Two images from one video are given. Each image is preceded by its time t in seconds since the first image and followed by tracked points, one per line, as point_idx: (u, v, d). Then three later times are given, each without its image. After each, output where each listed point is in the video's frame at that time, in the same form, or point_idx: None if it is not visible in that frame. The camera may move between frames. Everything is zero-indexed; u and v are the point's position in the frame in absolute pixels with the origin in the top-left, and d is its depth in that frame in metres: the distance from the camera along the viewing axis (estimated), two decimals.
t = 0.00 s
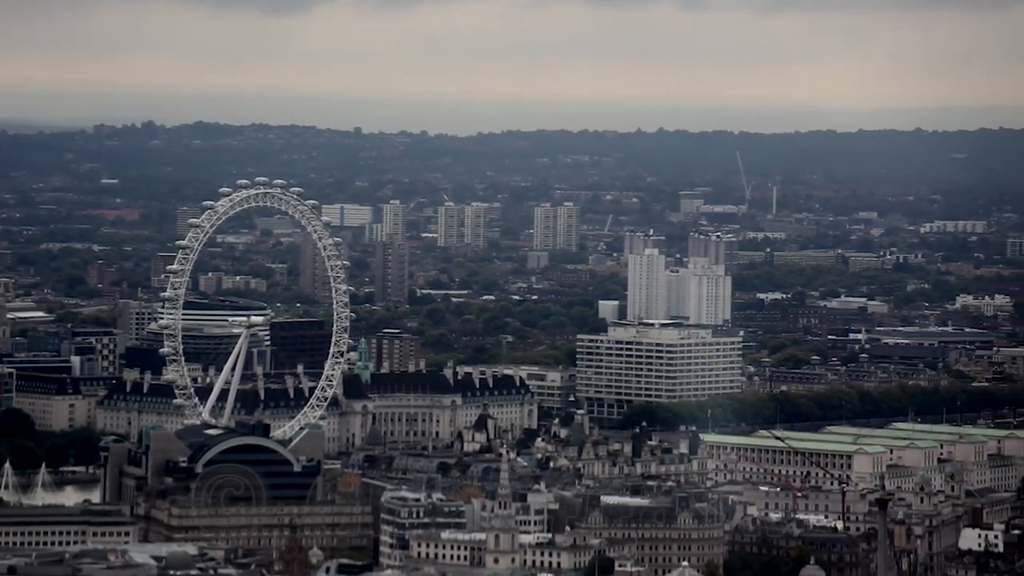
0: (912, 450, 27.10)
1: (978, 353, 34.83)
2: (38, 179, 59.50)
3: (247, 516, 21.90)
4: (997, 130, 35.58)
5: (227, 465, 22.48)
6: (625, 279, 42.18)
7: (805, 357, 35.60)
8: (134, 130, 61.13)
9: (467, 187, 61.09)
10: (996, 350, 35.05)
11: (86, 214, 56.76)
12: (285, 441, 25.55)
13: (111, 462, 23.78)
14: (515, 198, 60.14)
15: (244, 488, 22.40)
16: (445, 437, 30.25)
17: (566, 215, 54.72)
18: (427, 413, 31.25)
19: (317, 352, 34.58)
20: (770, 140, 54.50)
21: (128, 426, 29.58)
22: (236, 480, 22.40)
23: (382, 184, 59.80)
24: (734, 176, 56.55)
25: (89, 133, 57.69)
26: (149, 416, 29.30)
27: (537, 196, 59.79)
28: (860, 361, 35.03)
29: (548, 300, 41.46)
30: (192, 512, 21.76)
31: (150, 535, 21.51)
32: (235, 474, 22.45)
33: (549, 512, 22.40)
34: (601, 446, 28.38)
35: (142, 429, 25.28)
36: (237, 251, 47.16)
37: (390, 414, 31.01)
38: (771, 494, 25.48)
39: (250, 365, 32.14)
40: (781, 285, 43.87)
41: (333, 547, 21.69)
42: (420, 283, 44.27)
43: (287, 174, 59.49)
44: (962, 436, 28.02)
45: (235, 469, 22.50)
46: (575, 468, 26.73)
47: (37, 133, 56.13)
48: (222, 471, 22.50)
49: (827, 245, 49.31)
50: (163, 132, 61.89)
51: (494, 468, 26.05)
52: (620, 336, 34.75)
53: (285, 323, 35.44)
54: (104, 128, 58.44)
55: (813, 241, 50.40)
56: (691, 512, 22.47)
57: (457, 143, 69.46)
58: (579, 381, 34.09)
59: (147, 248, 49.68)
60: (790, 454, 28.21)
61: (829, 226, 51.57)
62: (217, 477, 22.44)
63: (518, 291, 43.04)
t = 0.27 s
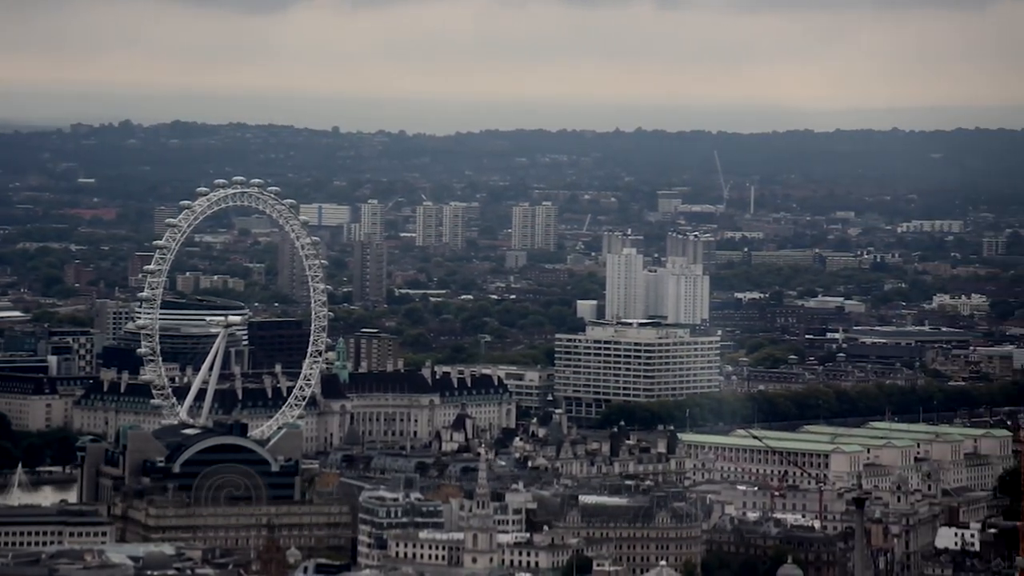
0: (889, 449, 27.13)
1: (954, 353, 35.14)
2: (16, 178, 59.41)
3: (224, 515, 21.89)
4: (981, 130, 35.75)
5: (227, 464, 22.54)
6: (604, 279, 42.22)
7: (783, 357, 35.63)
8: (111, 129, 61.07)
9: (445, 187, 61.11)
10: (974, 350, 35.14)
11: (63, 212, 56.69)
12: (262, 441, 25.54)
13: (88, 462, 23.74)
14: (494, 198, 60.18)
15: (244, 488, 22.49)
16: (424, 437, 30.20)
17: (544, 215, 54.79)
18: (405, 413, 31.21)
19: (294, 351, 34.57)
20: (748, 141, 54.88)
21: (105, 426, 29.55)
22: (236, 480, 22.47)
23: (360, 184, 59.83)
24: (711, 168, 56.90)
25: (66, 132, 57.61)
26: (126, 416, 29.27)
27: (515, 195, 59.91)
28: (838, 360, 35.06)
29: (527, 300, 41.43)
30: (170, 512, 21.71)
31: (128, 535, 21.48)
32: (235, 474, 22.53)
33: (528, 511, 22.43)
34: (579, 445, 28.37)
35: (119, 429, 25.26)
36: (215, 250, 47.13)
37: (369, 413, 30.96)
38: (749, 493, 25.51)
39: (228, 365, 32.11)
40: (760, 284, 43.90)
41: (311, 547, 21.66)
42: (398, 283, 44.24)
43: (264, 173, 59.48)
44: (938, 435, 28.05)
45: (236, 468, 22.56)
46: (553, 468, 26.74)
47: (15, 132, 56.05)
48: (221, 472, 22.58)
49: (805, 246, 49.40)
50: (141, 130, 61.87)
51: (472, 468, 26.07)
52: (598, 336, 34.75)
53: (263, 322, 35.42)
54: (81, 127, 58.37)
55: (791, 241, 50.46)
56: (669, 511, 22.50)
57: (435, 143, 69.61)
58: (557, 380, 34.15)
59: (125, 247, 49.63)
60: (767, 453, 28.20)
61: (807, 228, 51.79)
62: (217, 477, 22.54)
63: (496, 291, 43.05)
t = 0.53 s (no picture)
0: (867, 449, 27.14)
1: (930, 353, 35.31)
2: None
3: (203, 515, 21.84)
4: (963, 131, 35.87)
5: (227, 465, 22.63)
6: (583, 278, 42.26)
7: (761, 356, 35.66)
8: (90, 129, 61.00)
9: (423, 186, 61.12)
10: (951, 350, 35.23)
11: (41, 212, 56.60)
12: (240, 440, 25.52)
13: (65, 461, 23.72)
14: (472, 197, 60.23)
15: (243, 488, 22.59)
16: (403, 437, 30.18)
17: (522, 215, 54.84)
18: (384, 412, 31.19)
19: (272, 351, 34.54)
20: (728, 141, 55.28)
21: (83, 426, 29.53)
22: (235, 480, 22.58)
23: (339, 182, 59.77)
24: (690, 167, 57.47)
25: (43, 132, 57.52)
26: (104, 416, 29.24)
27: (494, 194, 60.01)
28: (816, 360, 35.09)
29: (506, 300, 41.43)
30: (147, 511, 21.67)
31: (106, 535, 21.45)
32: (235, 474, 22.64)
33: (508, 510, 22.44)
34: (558, 444, 28.36)
35: (96, 429, 25.22)
36: (193, 250, 47.11)
37: (347, 413, 30.89)
38: (728, 492, 25.53)
39: (206, 364, 32.08)
40: (738, 283, 43.91)
41: (289, 547, 21.62)
42: (377, 283, 44.23)
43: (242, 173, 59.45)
44: (916, 434, 28.06)
45: (235, 469, 22.70)
46: (532, 467, 26.74)
47: None
48: (222, 472, 22.67)
49: (784, 245, 49.49)
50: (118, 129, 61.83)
51: (451, 467, 26.07)
52: (576, 335, 34.73)
53: (241, 322, 35.40)
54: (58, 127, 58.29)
55: (769, 240, 50.52)
56: (647, 510, 22.53)
57: (413, 142, 69.75)
58: (536, 380, 34.10)
59: (103, 247, 49.57)
60: (745, 452, 28.17)
61: (785, 228, 51.91)
62: (217, 477, 22.56)
63: (475, 290, 43.06)
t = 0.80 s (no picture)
0: (842, 448, 27.16)
1: (905, 354, 35.37)
2: None
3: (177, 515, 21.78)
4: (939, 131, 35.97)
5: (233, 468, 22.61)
6: (559, 278, 42.28)
7: (737, 355, 35.68)
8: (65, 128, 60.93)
9: (400, 186, 61.16)
10: (926, 350, 35.30)
11: (16, 211, 56.51)
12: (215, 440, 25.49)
13: (39, 461, 23.69)
14: (449, 196, 60.28)
15: (243, 488, 22.53)
16: (378, 436, 30.17)
17: (499, 214, 54.90)
18: (360, 412, 31.17)
19: (247, 351, 34.53)
20: (704, 141, 55.74)
21: (57, 426, 29.49)
22: (235, 481, 22.52)
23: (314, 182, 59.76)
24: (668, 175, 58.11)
25: (19, 132, 57.44)
26: (78, 416, 29.20)
27: (470, 193, 60.12)
28: (791, 359, 35.14)
29: (482, 299, 41.46)
30: (122, 511, 21.63)
31: (81, 534, 21.41)
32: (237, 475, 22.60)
33: (484, 510, 22.42)
34: (535, 443, 28.37)
35: (71, 429, 25.19)
36: (168, 249, 47.08)
37: (322, 412, 30.86)
38: (703, 491, 25.54)
39: (181, 364, 32.05)
40: (714, 282, 43.93)
41: (265, 547, 21.59)
42: (353, 282, 44.23)
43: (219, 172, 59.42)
44: (890, 433, 28.09)
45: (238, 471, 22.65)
46: (508, 466, 26.74)
47: None
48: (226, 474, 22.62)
49: (760, 244, 49.62)
50: (94, 129, 61.76)
51: (428, 467, 26.07)
52: (552, 335, 34.73)
53: (216, 322, 35.37)
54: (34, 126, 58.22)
55: (745, 238, 50.61)
56: (623, 509, 22.56)
57: (389, 143, 69.95)
58: (513, 379, 34.10)
59: (79, 246, 49.53)
60: (720, 452, 28.18)
61: (760, 226, 51.97)
62: (218, 477, 22.52)
63: (451, 290, 43.07)
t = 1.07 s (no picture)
0: (820, 447, 27.17)
1: (883, 353, 35.40)
2: None
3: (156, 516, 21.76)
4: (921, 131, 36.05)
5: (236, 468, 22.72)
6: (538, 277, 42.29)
7: (716, 354, 35.70)
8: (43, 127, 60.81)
9: (379, 186, 61.12)
10: (904, 351, 35.34)
11: None
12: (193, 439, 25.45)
13: (17, 461, 23.65)
14: (427, 195, 60.28)
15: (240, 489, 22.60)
16: (357, 436, 30.15)
17: (478, 215, 54.91)
18: (339, 412, 31.14)
19: (226, 351, 34.48)
20: (683, 141, 55.91)
21: (35, 426, 29.43)
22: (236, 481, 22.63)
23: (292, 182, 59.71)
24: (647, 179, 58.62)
25: None
26: (56, 416, 29.14)
27: (449, 192, 60.16)
28: (770, 358, 35.16)
29: (461, 299, 41.46)
30: (100, 512, 21.60)
31: (58, 535, 21.38)
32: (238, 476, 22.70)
33: (463, 510, 22.38)
34: (514, 443, 28.37)
35: (49, 429, 25.14)
36: (146, 249, 47.02)
37: (301, 412, 30.82)
38: (682, 491, 25.53)
39: (159, 364, 32.00)
40: (692, 282, 43.94)
41: (243, 546, 21.54)
42: (332, 282, 44.21)
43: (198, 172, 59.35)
44: (868, 433, 28.10)
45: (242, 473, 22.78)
46: (487, 466, 26.73)
47: None
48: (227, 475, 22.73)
49: (738, 241, 49.52)
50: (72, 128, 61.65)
51: (406, 466, 26.06)
52: (531, 334, 34.72)
53: (194, 321, 35.33)
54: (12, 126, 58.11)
55: (723, 237, 50.64)
56: (603, 508, 22.55)
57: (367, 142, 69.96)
58: (492, 378, 34.08)
59: (57, 246, 49.46)
60: (699, 451, 28.16)
61: (738, 225, 52.01)
62: (217, 477, 22.60)
63: (430, 290, 43.05)
